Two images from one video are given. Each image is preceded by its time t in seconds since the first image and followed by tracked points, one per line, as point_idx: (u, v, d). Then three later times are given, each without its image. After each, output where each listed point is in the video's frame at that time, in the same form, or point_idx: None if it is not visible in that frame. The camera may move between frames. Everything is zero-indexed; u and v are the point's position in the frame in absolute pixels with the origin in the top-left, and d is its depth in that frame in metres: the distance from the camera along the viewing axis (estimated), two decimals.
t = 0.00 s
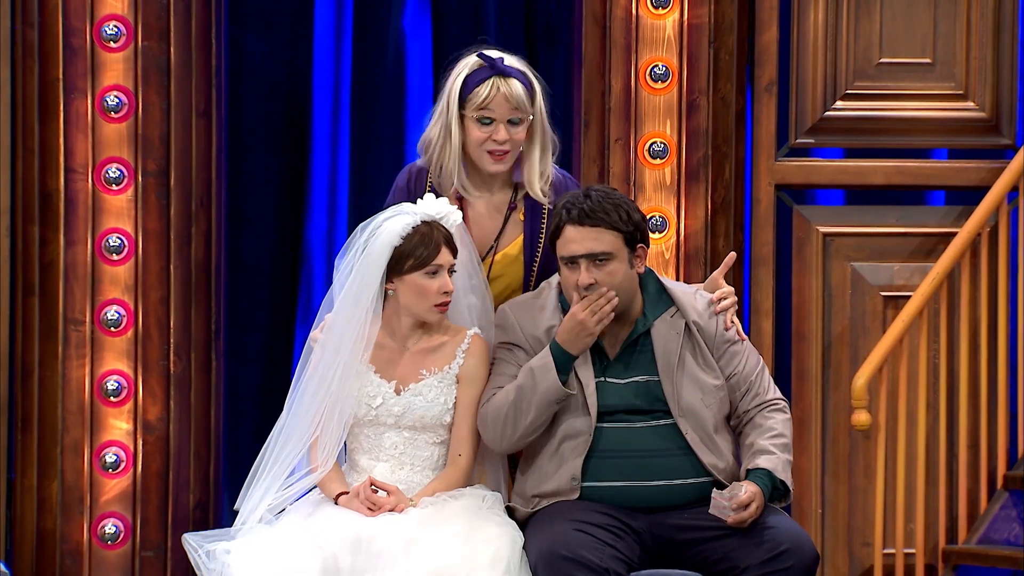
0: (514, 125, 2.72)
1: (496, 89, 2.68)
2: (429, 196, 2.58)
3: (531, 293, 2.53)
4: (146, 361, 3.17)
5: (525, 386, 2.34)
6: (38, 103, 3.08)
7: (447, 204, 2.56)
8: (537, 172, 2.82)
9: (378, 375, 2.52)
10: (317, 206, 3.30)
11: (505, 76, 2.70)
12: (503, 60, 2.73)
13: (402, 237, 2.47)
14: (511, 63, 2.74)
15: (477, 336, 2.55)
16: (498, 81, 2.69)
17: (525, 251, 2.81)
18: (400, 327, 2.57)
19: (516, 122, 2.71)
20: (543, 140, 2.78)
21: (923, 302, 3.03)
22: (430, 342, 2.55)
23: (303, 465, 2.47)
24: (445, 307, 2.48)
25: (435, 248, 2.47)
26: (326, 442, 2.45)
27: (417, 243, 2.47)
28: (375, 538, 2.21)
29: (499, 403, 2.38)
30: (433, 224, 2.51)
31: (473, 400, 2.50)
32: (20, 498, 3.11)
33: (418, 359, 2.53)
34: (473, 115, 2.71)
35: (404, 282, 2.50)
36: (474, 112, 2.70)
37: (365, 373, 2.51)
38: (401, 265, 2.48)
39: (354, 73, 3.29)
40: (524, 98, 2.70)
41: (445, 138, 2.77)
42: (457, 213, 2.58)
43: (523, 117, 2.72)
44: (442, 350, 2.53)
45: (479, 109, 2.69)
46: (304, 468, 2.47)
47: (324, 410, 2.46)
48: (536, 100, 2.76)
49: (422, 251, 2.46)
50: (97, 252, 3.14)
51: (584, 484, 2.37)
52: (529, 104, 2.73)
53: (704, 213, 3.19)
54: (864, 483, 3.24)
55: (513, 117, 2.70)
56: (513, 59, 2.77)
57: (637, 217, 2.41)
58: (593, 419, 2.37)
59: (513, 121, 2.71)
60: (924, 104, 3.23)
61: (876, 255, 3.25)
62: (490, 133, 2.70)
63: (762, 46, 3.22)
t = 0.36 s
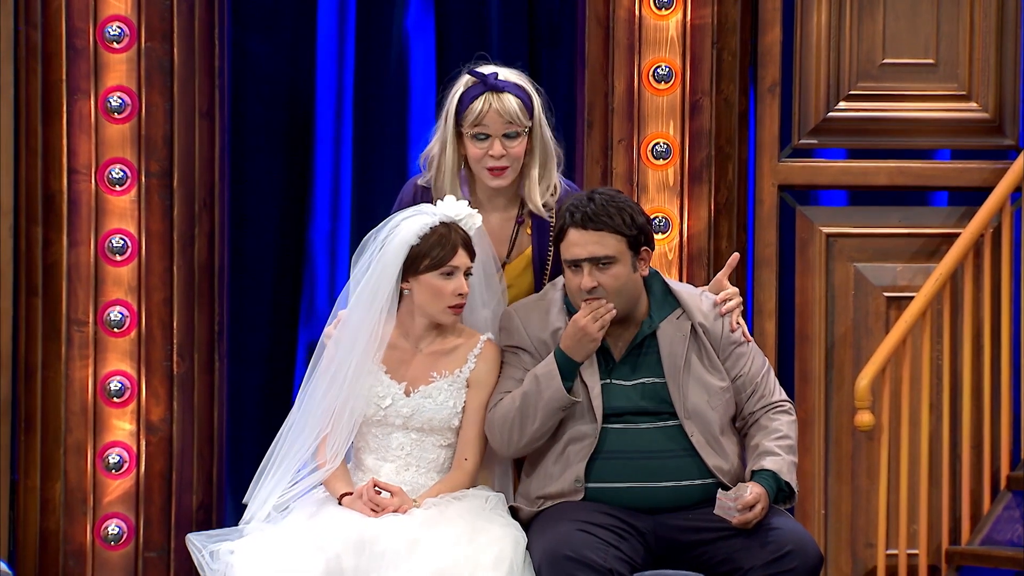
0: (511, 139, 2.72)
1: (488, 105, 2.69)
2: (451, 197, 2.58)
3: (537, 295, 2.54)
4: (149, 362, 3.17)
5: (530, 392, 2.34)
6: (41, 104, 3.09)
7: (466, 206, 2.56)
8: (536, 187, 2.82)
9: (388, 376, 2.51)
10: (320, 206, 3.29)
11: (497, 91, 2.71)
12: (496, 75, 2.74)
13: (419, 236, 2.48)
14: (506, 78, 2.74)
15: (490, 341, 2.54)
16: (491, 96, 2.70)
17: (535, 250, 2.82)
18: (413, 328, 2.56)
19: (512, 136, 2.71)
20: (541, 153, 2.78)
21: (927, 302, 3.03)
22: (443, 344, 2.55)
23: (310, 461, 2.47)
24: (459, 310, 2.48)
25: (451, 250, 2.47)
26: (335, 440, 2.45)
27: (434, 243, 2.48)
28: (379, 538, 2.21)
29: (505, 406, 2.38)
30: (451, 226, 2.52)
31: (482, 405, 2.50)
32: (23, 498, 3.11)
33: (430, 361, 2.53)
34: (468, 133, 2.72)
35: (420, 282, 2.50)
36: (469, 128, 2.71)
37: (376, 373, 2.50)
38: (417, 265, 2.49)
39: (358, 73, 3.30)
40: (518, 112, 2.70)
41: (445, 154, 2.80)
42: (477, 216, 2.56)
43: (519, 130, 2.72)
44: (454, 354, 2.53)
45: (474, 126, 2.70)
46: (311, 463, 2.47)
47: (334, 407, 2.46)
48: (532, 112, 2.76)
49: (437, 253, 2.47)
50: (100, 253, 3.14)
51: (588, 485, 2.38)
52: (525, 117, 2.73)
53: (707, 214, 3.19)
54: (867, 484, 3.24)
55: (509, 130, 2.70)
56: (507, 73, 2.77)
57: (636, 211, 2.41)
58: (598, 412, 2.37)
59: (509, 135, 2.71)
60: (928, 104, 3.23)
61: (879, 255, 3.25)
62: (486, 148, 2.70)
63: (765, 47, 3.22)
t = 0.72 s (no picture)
0: (510, 139, 2.72)
1: (493, 101, 2.70)
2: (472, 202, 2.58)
3: (540, 295, 2.55)
4: (149, 362, 3.17)
5: (559, 453, 2.28)
6: (40, 104, 3.08)
7: (486, 210, 2.55)
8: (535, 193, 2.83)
9: (398, 378, 2.51)
10: (320, 205, 3.29)
11: (505, 90, 2.71)
12: (509, 75, 2.75)
13: (437, 238, 2.48)
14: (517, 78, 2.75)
15: (502, 348, 2.54)
16: (497, 93, 2.71)
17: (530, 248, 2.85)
18: (426, 331, 2.55)
19: (512, 136, 2.72)
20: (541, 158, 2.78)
21: (927, 302, 3.03)
22: (455, 350, 2.54)
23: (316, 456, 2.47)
24: (472, 313, 2.47)
25: (468, 253, 2.47)
26: (342, 439, 2.45)
27: (451, 246, 2.47)
28: (379, 538, 2.21)
29: (529, 465, 2.31)
30: (469, 230, 2.51)
31: (491, 413, 2.49)
32: (23, 498, 3.11)
33: (440, 364, 2.53)
34: (470, 125, 2.73)
35: (434, 283, 2.49)
36: (471, 120, 2.72)
37: (386, 373, 2.50)
38: (433, 266, 2.48)
39: (358, 72, 3.30)
40: (521, 113, 2.70)
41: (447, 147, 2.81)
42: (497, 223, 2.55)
43: (519, 131, 2.72)
44: (467, 358, 2.52)
45: (476, 119, 2.72)
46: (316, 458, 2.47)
47: (343, 405, 2.46)
48: (536, 117, 2.76)
49: (453, 255, 2.46)
50: (100, 252, 3.14)
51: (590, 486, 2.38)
52: (529, 119, 2.73)
53: (708, 214, 3.19)
54: (867, 484, 3.24)
55: (509, 130, 2.71)
56: (519, 74, 2.78)
57: (613, 213, 2.42)
58: (597, 414, 2.38)
59: (509, 134, 2.71)
60: (928, 104, 3.23)
61: (879, 255, 3.25)
62: (483, 143, 2.71)
63: (765, 47, 3.22)
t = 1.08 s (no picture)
0: (517, 163, 2.72)
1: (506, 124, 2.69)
2: (483, 207, 2.57)
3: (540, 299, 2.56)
4: (148, 362, 3.17)
5: (567, 475, 2.30)
6: (40, 104, 3.08)
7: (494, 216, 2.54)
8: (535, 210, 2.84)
9: (405, 380, 2.51)
10: (320, 205, 3.29)
11: (519, 114, 2.71)
12: (524, 98, 2.75)
13: (441, 241, 2.48)
14: (531, 103, 2.75)
15: (509, 353, 2.53)
16: (512, 116, 2.70)
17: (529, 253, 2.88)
18: (433, 334, 2.56)
19: (520, 160, 2.72)
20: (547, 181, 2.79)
21: (927, 302, 3.03)
22: (461, 355, 2.53)
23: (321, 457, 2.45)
24: (476, 319, 2.47)
25: (474, 257, 2.47)
26: (350, 439, 2.44)
27: (457, 249, 2.47)
28: (379, 538, 2.21)
29: (538, 486, 2.32)
30: (476, 235, 2.51)
31: (497, 418, 2.49)
32: (24, 498, 3.12)
33: (446, 368, 2.53)
34: (479, 144, 2.72)
35: (440, 287, 2.50)
36: (481, 139, 2.71)
37: (394, 374, 2.50)
38: (438, 270, 2.48)
39: (358, 71, 3.30)
40: (532, 140, 2.70)
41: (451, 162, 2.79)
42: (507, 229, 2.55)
43: (527, 157, 2.72)
44: (474, 362, 2.51)
45: (487, 140, 2.70)
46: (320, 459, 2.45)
47: (350, 405, 2.45)
48: (546, 144, 2.77)
49: (459, 258, 2.46)
50: (100, 252, 3.14)
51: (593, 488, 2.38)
52: (538, 146, 2.73)
53: (708, 213, 3.19)
54: (867, 484, 3.24)
55: (517, 154, 2.71)
56: (534, 99, 2.78)
57: (601, 215, 2.41)
58: (598, 416, 2.37)
59: (516, 158, 2.71)
60: (928, 104, 3.23)
61: (879, 255, 3.25)
62: (490, 164, 2.71)
63: (765, 47, 3.22)
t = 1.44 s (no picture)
0: (504, 127, 2.66)
1: (476, 96, 2.63)
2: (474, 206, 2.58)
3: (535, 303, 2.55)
4: (148, 362, 3.17)
5: (567, 474, 2.30)
6: (40, 103, 3.08)
7: (486, 215, 2.55)
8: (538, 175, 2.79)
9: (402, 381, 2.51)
10: (320, 206, 3.28)
11: (486, 81, 2.64)
12: (485, 63, 2.68)
13: (435, 242, 2.47)
14: (494, 65, 2.68)
15: (507, 354, 2.52)
16: (479, 87, 2.64)
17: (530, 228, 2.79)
18: (428, 334, 2.55)
19: (506, 123, 2.65)
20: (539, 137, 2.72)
21: (926, 302, 3.03)
22: (457, 356, 2.53)
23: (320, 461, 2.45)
24: (473, 318, 2.47)
25: (468, 257, 2.47)
26: (349, 443, 2.44)
27: (451, 250, 2.47)
28: (377, 538, 2.22)
29: (538, 487, 2.32)
30: (469, 234, 2.51)
31: (494, 419, 2.49)
32: (23, 498, 3.11)
33: (443, 369, 2.52)
34: (462, 125, 2.67)
35: (435, 288, 2.49)
36: (463, 120, 2.67)
37: (392, 375, 2.50)
38: (433, 271, 2.48)
39: (357, 71, 3.28)
40: (508, 100, 2.63)
41: (439, 147, 2.75)
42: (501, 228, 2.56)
43: (511, 117, 2.65)
44: (471, 363, 2.51)
45: (468, 118, 2.66)
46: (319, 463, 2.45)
47: (349, 409, 2.45)
48: (523, 97, 2.69)
49: (454, 259, 2.46)
50: (99, 252, 3.14)
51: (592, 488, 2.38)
52: (518, 102, 2.66)
53: (707, 214, 3.19)
54: (866, 484, 3.24)
55: (501, 118, 2.65)
56: (497, 58, 2.70)
57: (616, 222, 2.40)
58: (598, 416, 2.37)
59: (502, 124, 2.65)
60: (927, 104, 3.24)
61: (878, 255, 3.25)
62: (481, 140, 2.65)
63: (764, 47, 3.22)
